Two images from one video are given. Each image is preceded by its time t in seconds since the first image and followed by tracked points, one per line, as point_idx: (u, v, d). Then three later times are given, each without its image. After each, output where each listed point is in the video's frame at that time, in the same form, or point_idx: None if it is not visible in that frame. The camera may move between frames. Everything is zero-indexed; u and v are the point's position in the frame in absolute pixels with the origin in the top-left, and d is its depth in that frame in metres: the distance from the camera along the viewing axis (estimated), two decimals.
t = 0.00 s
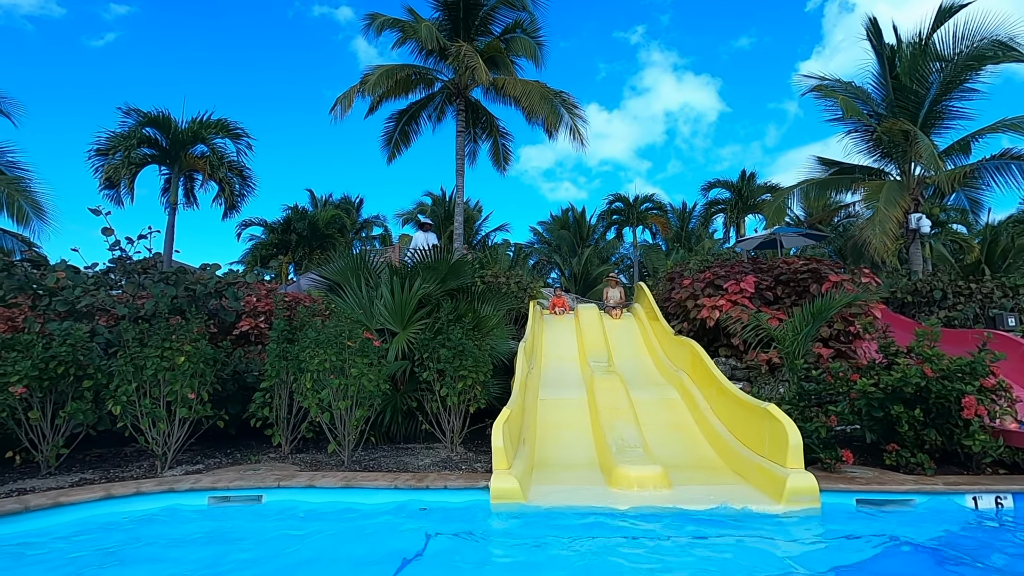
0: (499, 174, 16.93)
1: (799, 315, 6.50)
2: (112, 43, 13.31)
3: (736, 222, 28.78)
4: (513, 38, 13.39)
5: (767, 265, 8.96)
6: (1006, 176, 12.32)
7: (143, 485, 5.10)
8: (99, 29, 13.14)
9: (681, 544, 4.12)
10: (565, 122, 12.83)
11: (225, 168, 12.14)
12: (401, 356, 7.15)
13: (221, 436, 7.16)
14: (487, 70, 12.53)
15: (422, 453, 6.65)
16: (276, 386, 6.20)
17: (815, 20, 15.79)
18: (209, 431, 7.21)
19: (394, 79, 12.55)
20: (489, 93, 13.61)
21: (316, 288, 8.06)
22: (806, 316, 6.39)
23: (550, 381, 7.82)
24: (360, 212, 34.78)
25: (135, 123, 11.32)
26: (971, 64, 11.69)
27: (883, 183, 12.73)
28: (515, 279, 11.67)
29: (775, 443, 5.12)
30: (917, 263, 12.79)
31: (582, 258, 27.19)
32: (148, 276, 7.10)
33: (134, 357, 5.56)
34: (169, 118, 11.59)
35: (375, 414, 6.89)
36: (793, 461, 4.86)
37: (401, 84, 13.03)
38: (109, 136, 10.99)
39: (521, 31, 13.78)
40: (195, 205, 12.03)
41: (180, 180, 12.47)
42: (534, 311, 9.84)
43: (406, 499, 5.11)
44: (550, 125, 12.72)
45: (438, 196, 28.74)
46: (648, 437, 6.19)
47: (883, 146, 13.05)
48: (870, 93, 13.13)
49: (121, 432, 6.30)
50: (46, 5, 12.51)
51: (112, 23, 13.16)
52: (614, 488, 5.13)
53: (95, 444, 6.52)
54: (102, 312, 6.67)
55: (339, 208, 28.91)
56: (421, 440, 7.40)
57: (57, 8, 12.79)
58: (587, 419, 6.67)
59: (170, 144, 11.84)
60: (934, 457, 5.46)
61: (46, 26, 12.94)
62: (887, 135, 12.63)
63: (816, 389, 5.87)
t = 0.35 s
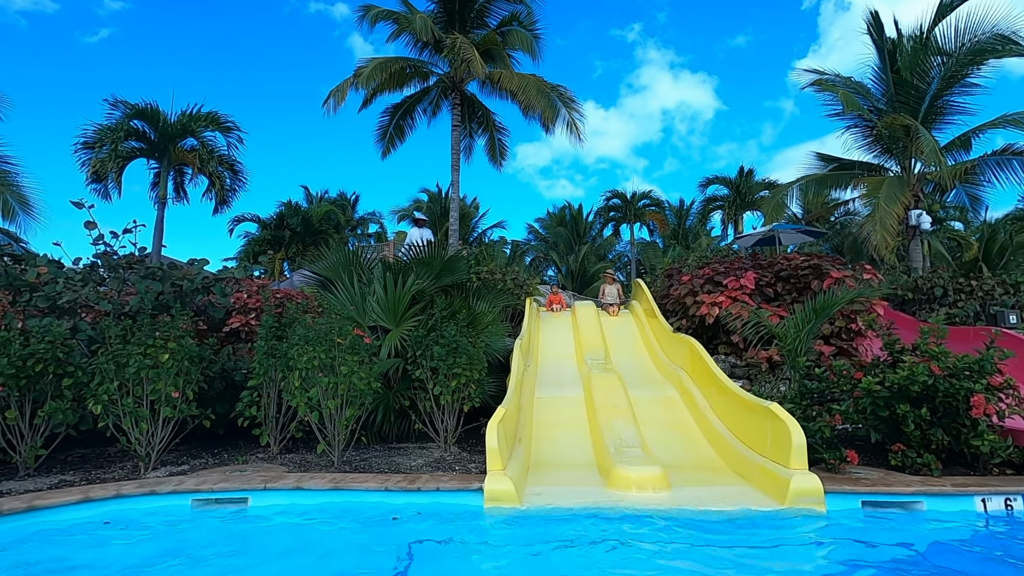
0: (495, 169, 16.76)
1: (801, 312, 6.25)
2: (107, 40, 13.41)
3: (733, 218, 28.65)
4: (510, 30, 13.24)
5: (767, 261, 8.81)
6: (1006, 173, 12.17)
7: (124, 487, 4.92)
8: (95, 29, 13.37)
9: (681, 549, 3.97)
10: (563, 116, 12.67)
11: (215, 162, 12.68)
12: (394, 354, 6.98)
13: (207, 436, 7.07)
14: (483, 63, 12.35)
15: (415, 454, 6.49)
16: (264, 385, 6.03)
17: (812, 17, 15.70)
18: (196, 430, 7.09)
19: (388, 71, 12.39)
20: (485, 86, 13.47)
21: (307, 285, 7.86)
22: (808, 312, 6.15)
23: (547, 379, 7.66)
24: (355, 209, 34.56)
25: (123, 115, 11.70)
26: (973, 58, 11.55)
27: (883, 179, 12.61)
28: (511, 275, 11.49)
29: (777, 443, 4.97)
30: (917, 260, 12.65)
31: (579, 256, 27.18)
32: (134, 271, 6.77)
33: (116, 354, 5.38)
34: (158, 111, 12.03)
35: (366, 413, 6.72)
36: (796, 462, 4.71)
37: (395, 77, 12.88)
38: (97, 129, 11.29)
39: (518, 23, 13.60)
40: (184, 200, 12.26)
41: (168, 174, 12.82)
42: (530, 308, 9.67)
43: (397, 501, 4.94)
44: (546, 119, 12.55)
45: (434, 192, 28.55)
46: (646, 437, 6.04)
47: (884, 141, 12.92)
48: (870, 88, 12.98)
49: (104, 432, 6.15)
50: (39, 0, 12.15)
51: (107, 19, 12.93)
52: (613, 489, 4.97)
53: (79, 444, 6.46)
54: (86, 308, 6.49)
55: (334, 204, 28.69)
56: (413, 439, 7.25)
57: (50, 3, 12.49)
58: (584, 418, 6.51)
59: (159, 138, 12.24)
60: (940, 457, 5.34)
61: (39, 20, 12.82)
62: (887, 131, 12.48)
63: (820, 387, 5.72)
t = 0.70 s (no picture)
0: (491, 165, 16.66)
1: (799, 308, 6.16)
2: (101, 35, 13.30)
3: (730, 216, 28.60)
4: (505, 24, 13.14)
5: (764, 257, 8.74)
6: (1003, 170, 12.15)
7: (108, 486, 4.83)
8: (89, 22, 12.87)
9: (675, 549, 3.89)
10: (558, 112, 12.58)
11: (206, 157, 12.65)
12: (386, 351, 6.87)
13: (196, 434, 7.03)
14: (478, 57, 12.25)
15: (406, 452, 6.41)
16: (252, 382, 5.94)
17: (809, 14, 15.65)
18: (184, 428, 7.00)
19: (382, 66, 12.28)
20: (480, 81, 13.39)
21: (298, 282, 7.74)
22: (805, 308, 6.07)
23: (541, 377, 7.57)
24: (351, 206, 34.43)
25: (112, 109, 11.63)
26: (971, 54, 11.49)
27: (881, 176, 12.55)
28: (506, 272, 11.39)
29: (774, 442, 4.89)
30: (913, 257, 12.57)
31: (576, 253, 27.19)
32: (121, 266, 6.46)
33: (100, 350, 5.28)
34: (148, 105, 11.99)
35: (357, 411, 6.62)
36: (792, 461, 4.63)
37: (389, 71, 12.76)
38: (86, 123, 11.26)
39: (513, 18, 13.51)
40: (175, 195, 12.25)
41: (158, 168, 12.79)
42: (525, 305, 9.58)
43: (387, 501, 4.85)
44: (542, 115, 12.46)
45: (431, 189, 28.45)
46: (641, 435, 5.96)
47: (881, 138, 12.86)
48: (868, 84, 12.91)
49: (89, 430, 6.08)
50: None
51: (100, 13, 12.84)
52: (607, 488, 4.89)
53: (64, 443, 6.41)
54: (72, 304, 6.38)
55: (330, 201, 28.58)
56: (405, 438, 7.17)
57: None
58: (578, 416, 6.43)
59: (149, 132, 12.21)
60: (938, 455, 5.28)
61: (31, 15, 12.71)
62: (884, 127, 12.42)
63: (817, 385, 5.64)
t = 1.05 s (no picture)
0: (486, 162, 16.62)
1: (792, 306, 6.16)
2: (93, 30, 13.21)
3: (725, 214, 28.62)
4: (500, 20, 13.10)
5: (758, 255, 8.74)
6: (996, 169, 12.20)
7: (97, 485, 4.79)
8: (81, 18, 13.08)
9: (668, 546, 3.87)
10: (553, 108, 12.53)
11: (198, 153, 12.57)
12: (379, 348, 6.84)
13: (188, 431, 6.97)
14: (472, 53, 12.20)
15: (399, 450, 6.38)
16: (244, 379, 5.89)
17: (804, 12, 15.67)
18: (175, 426, 6.96)
19: (376, 62, 12.22)
20: (474, 77, 13.36)
21: (290, 279, 7.69)
22: (799, 305, 6.07)
23: (536, 375, 7.55)
24: (347, 203, 34.33)
25: (103, 104, 11.54)
26: (964, 52, 11.52)
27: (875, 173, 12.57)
28: (501, 269, 11.35)
29: (767, 439, 4.89)
30: (907, 255, 12.58)
31: (571, 251, 26.64)
32: (112, 263, 6.37)
33: (88, 347, 5.23)
34: (139, 101, 11.91)
35: (349, 409, 6.59)
36: (785, 458, 4.63)
37: (383, 67, 12.71)
38: (77, 119, 11.18)
39: (508, 14, 13.47)
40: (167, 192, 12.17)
41: (150, 164, 12.71)
42: (520, 303, 9.55)
43: (379, 499, 4.82)
44: (537, 111, 12.42)
45: (426, 186, 28.37)
46: (635, 433, 5.95)
47: (875, 135, 12.88)
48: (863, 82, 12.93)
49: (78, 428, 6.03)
50: None
51: (91, 8, 12.74)
52: (600, 486, 4.87)
53: (53, 441, 6.37)
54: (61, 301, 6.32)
55: (325, 198, 28.49)
56: (398, 435, 7.14)
57: None
58: (572, 414, 6.41)
59: (140, 127, 12.12)
60: (930, 453, 5.30)
61: (21, 10, 12.61)
62: (879, 125, 12.44)
63: (811, 382, 5.64)
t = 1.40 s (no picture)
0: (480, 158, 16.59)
1: (784, 303, 6.20)
2: (83, 23, 13.08)
3: (719, 211, 28.72)
4: (494, 16, 13.08)
5: (751, 252, 8.79)
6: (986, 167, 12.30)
7: (89, 482, 4.77)
8: (71, 11, 12.97)
9: (659, 542, 3.90)
10: (548, 105, 12.52)
11: (190, 148, 12.49)
12: (373, 345, 6.83)
13: (181, 428, 6.95)
14: (467, 50, 12.18)
15: (393, 446, 6.39)
16: (237, 376, 5.88)
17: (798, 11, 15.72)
18: (167, 423, 6.94)
19: (370, 57, 12.17)
20: (469, 74, 13.33)
21: (284, 275, 7.65)
22: (790, 302, 6.11)
23: (530, 371, 7.56)
24: (341, 199, 34.22)
25: (93, 98, 11.44)
26: (956, 52, 11.60)
27: (867, 172, 12.65)
28: (495, 265, 11.35)
29: (759, 435, 4.93)
30: (898, 253, 12.67)
31: (565, 248, 26.71)
32: (103, 259, 6.32)
33: (79, 343, 5.19)
34: (131, 95, 11.83)
35: (343, 406, 6.58)
36: (777, 454, 4.67)
37: (377, 63, 12.66)
38: (67, 113, 11.09)
39: (503, 10, 13.45)
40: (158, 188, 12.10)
41: (142, 159, 12.64)
42: (514, 299, 9.55)
43: (373, 496, 4.83)
44: (531, 108, 12.41)
45: (420, 182, 28.30)
46: (628, 429, 5.97)
47: (867, 134, 12.95)
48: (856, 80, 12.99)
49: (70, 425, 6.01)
50: None
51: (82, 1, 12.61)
52: (593, 482, 4.90)
53: (44, 439, 6.33)
54: (51, 297, 6.26)
55: (318, 194, 28.39)
56: (392, 432, 7.14)
57: None
58: (566, 410, 6.43)
59: (131, 122, 12.04)
60: (920, 448, 5.36)
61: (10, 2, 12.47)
62: (871, 123, 12.50)
63: (803, 379, 5.69)
